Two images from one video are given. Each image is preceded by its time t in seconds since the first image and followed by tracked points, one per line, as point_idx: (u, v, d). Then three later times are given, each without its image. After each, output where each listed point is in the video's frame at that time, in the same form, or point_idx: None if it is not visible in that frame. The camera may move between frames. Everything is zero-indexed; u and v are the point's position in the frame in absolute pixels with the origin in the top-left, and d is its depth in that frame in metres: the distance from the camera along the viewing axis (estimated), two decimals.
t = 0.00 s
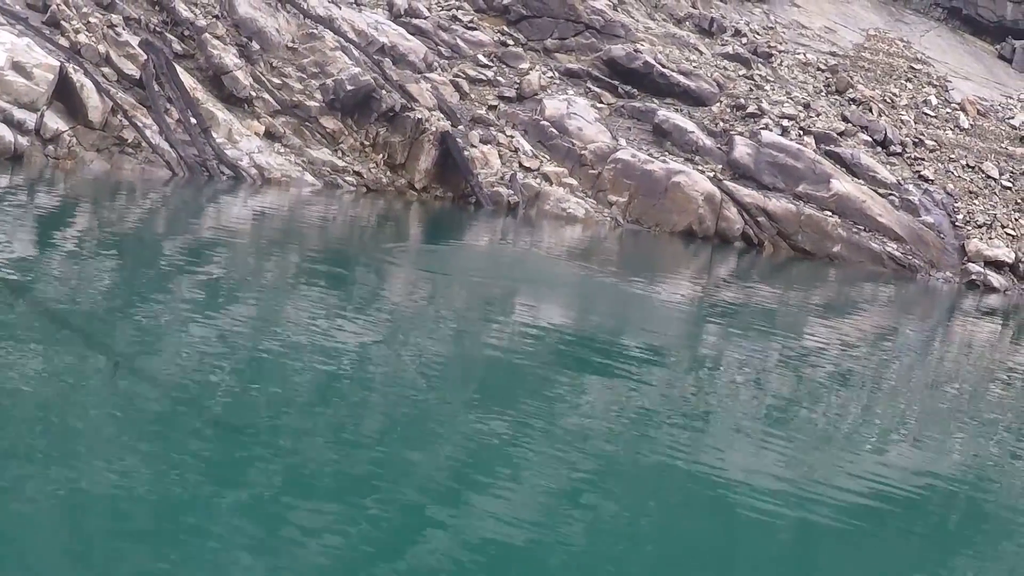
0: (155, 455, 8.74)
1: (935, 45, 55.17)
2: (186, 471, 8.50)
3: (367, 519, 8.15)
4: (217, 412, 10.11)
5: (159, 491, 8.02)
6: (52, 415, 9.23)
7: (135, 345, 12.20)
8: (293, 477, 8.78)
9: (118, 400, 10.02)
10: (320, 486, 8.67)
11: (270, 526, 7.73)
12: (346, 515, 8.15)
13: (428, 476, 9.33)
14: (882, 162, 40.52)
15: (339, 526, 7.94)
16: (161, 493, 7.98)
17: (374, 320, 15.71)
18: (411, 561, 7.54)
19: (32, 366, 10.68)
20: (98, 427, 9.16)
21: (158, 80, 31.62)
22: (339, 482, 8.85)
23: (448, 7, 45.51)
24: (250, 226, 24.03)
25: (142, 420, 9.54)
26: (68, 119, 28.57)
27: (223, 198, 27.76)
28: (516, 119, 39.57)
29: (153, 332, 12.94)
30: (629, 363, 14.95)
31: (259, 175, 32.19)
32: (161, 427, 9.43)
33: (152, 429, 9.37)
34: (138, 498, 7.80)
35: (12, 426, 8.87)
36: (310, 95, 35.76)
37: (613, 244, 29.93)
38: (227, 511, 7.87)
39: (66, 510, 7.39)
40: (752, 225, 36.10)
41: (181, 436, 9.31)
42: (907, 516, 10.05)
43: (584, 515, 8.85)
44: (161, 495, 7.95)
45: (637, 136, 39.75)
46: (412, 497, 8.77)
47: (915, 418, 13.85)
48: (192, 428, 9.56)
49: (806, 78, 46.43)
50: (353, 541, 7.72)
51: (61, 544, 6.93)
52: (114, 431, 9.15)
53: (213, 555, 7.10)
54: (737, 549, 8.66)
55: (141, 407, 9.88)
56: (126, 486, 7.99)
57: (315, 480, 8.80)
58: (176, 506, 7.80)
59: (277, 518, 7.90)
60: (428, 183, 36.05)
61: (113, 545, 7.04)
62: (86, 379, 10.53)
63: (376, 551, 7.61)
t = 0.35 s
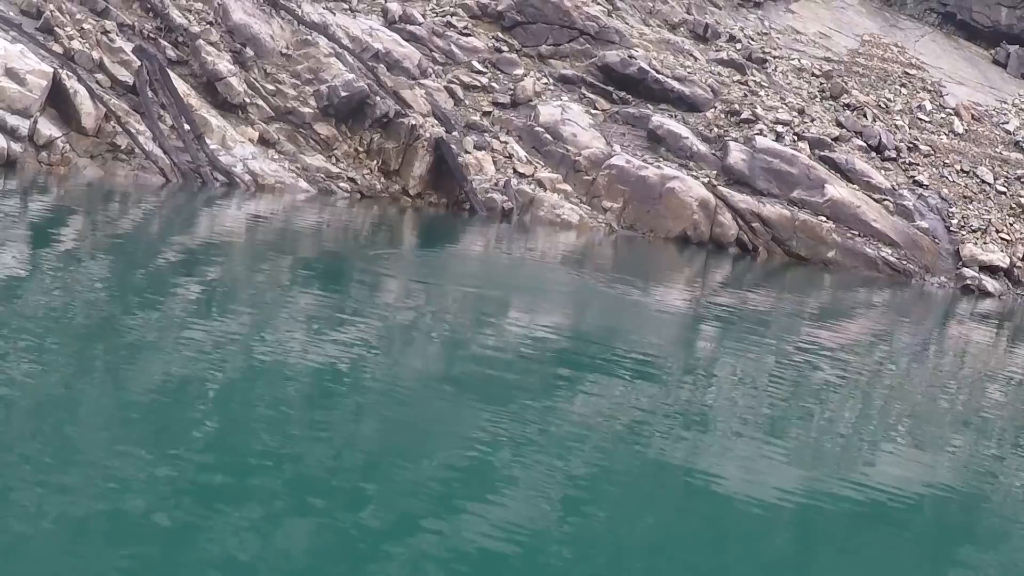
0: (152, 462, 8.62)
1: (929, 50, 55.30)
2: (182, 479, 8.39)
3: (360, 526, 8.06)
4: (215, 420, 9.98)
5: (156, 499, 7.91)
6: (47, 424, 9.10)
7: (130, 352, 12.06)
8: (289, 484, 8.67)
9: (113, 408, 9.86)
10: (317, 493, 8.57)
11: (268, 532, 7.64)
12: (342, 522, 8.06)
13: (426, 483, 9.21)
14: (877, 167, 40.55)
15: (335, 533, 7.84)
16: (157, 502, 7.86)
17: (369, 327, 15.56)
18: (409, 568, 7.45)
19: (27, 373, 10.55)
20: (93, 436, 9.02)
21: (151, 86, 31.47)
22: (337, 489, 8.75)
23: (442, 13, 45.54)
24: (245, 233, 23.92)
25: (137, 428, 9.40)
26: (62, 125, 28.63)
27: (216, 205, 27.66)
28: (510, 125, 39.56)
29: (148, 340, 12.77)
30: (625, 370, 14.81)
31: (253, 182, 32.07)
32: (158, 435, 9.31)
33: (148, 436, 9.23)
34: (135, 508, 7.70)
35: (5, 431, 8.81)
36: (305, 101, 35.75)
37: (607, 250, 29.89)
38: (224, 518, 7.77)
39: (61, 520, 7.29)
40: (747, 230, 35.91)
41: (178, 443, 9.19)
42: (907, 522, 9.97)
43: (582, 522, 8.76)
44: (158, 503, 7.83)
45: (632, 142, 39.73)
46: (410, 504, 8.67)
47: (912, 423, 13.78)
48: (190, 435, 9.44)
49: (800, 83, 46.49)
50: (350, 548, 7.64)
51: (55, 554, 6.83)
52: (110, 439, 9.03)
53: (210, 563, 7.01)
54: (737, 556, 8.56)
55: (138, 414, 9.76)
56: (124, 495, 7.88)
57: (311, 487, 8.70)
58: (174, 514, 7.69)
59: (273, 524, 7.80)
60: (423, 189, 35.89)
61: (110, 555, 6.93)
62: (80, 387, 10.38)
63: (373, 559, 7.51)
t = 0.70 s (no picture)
0: (145, 464, 8.53)
1: (924, 47, 55.34)
2: (175, 481, 8.31)
3: (353, 523, 8.03)
4: (208, 419, 9.88)
5: (148, 501, 7.83)
6: (38, 426, 8.99)
7: (122, 351, 11.94)
8: (283, 484, 8.58)
9: (104, 408, 9.74)
10: (311, 493, 8.49)
11: (261, 533, 7.57)
12: (335, 522, 7.99)
13: (419, 482, 9.14)
14: (872, 165, 40.54)
15: (329, 534, 7.77)
16: (149, 505, 7.78)
17: (362, 326, 15.45)
18: (402, 570, 7.38)
19: (17, 374, 10.43)
20: (84, 437, 8.92)
21: (145, 86, 31.27)
22: (331, 487, 8.70)
23: (437, 11, 45.44)
24: (239, 231, 23.80)
25: (129, 428, 9.29)
26: (55, 124, 28.47)
27: (209, 203, 27.54)
28: (505, 124, 39.43)
29: (141, 339, 12.64)
30: (620, 368, 14.73)
31: (246, 180, 31.82)
32: (151, 434, 9.25)
33: (140, 437, 9.12)
34: (128, 511, 7.62)
35: None
36: (299, 100, 35.60)
37: (601, 248, 29.85)
38: (217, 520, 7.69)
39: (53, 524, 7.21)
40: (741, 228, 35.98)
41: (170, 444, 9.09)
42: (903, 518, 9.93)
43: (577, 521, 8.70)
44: (150, 506, 7.75)
45: (626, 140, 39.58)
46: (404, 504, 8.60)
47: (907, 420, 13.72)
48: (182, 435, 9.34)
49: (795, 81, 46.49)
50: (344, 549, 7.57)
51: (46, 559, 6.75)
52: (102, 439, 8.93)
53: (203, 566, 6.94)
54: (734, 554, 8.49)
55: (130, 414, 9.66)
56: (116, 498, 7.80)
57: (305, 487, 8.61)
58: (166, 517, 7.62)
59: (266, 525, 7.72)
60: (417, 188, 35.63)
61: (101, 560, 6.85)
62: (72, 387, 10.27)
63: (367, 561, 7.44)
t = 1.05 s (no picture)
0: (139, 463, 8.39)
1: (919, 44, 55.37)
2: (170, 480, 8.17)
3: (351, 520, 7.97)
4: (203, 418, 9.73)
5: (142, 501, 7.69)
6: (29, 425, 8.84)
7: (115, 349, 11.78)
8: (278, 483, 8.44)
9: (98, 406, 9.60)
10: (307, 492, 8.35)
11: (257, 532, 7.47)
12: (329, 521, 7.87)
13: (414, 480, 9.01)
14: (867, 161, 40.53)
15: (325, 534, 7.63)
16: (145, 505, 7.64)
17: (355, 322, 15.33)
18: (401, 566, 7.32)
19: (11, 370, 10.33)
20: (75, 437, 8.75)
21: (138, 82, 31.06)
22: (328, 484, 8.63)
23: (431, 8, 45.32)
24: (232, 228, 23.66)
25: (123, 427, 9.15)
26: (48, 121, 28.25)
27: (203, 200, 27.39)
28: (499, 120, 39.33)
29: (135, 337, 12.46)
30: (615, 365, 14.60)
31: (240, 177, 31.60)
32: (148, 430, 9.17)
33: (134, 436, 8.97)
34: (122, 510, 7.49)
35: None
36: (293, 96, 35.44)
37: (596, 244, 29.75)
38: (212, 519, 7.56)
39: (45, 524, 7.08)
40: (735, 224, 35.95)
41: (164, 442, 8.94)
42: (901, 516, 9.81)
43: (573, 519, 8.57)
44: (146, 506, 7.62)
45: (621, 136, 39.45)
46: (399, 502, 8.48)
47: (902, 416, 13.68)
48: (177, 434, 9.20)
49: (790, 77, 46.47)
50: (341, 549, 7.45)
51: (43, 556, 6.67)
52: (97, 438, 8.78)
53: (199, 563, 6.85)
54: (733, 554, 8.37)
55: (125, 412, 9.54)
56: (109, 496, 7.66)
57: (303, 486, 8.48)
58: (163, 516, 7.49)
59: (261, 525, 7.61)
60: (411, 184, 35.62)
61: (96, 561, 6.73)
62: (65, 385, 10.11)
63: (364, 560, 7.33)
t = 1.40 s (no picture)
0: (133, 460, 8.28)
1: (915, 39, 55.33)
2: (164, 476, 8.07)
3: (348, 514, 7.91)
4: (197, 414, 9.62)
5: (138, 495, 7.63)
6: (21, 422, 8.72)
7: (111, 344, 11.71)
8: (274, 477, 8.38)
9: (91, 402, 9.50)
10: (301, 488, 8.25)
11: (250, 528, 7.37)
12: (324, 517, 7.77)
13: (408, 476, 8.91)
14: (862, 155, 40.50)
15: (318, 529, 7.54)
16: (139, 501, 7.53)
17: (349, 317, 15.24)
18: (398, 560, 7.27)
19: (6, 365, 10.26)
20: (68, 434, 8.64)
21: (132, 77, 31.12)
22: (324, 477, 8.57)
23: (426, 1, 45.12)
24: (226, 222, 23.52)
25: (117, 423, 9.04)
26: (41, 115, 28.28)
27: (197, 194, 27.26)
28: (494, 114, 39.20)
29: (128, 333, 12.34)
30: (609, 360, 14.52)
31: (233, 172, 31.45)
32: (144, 424, 9.11)
33: (129, 431, 8.89)
34: (116, 506, 7.39)
35: None
36: (287, 91, 35.25)
37: (590, 238, 29.68)
38: (206, 516, 7.46)
39: (37, 521, 6.98)
40: (730, 219, 35.93)
41: (158, 439, 8.83)
42: (897, 512, 9.75)
43: (569, 515, 8.47)
44: (139, 503, 7.51)
45: (615, 131, 39.37)
46: (394, 498, 8.38)
47: (898, 410, 13.65)
48: (170, 430, 9.10)
49: (786, 72, 46.41)
50: (334, 544, 7.36)
51: (40, 551, 6.61)
52: (93, 433, 8.73)
53: (194, 558, 6.79)
54: (730, 550, 8.28)
55: (118, 408, 9.42)
56: (105, 491, 7.61)
57: (297, 481, 8.38)
58: (156, 512, 7.39)
59: (254, 520, 7.51)
60: (406, 178, 35.42)
61: (89, 560, 6.63)
62: (58, 381, 9.99)
63: (358, 555, 7.23)
